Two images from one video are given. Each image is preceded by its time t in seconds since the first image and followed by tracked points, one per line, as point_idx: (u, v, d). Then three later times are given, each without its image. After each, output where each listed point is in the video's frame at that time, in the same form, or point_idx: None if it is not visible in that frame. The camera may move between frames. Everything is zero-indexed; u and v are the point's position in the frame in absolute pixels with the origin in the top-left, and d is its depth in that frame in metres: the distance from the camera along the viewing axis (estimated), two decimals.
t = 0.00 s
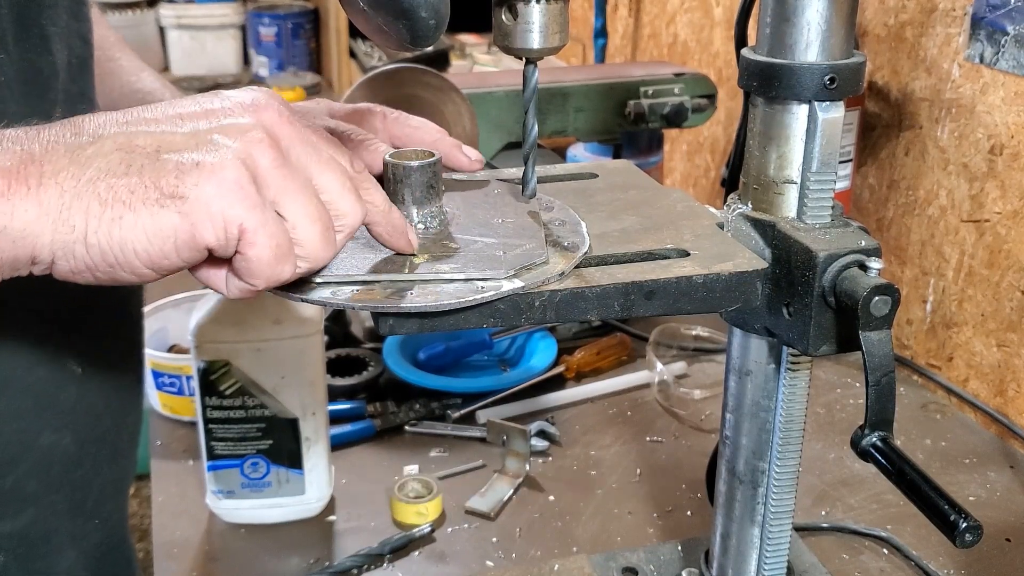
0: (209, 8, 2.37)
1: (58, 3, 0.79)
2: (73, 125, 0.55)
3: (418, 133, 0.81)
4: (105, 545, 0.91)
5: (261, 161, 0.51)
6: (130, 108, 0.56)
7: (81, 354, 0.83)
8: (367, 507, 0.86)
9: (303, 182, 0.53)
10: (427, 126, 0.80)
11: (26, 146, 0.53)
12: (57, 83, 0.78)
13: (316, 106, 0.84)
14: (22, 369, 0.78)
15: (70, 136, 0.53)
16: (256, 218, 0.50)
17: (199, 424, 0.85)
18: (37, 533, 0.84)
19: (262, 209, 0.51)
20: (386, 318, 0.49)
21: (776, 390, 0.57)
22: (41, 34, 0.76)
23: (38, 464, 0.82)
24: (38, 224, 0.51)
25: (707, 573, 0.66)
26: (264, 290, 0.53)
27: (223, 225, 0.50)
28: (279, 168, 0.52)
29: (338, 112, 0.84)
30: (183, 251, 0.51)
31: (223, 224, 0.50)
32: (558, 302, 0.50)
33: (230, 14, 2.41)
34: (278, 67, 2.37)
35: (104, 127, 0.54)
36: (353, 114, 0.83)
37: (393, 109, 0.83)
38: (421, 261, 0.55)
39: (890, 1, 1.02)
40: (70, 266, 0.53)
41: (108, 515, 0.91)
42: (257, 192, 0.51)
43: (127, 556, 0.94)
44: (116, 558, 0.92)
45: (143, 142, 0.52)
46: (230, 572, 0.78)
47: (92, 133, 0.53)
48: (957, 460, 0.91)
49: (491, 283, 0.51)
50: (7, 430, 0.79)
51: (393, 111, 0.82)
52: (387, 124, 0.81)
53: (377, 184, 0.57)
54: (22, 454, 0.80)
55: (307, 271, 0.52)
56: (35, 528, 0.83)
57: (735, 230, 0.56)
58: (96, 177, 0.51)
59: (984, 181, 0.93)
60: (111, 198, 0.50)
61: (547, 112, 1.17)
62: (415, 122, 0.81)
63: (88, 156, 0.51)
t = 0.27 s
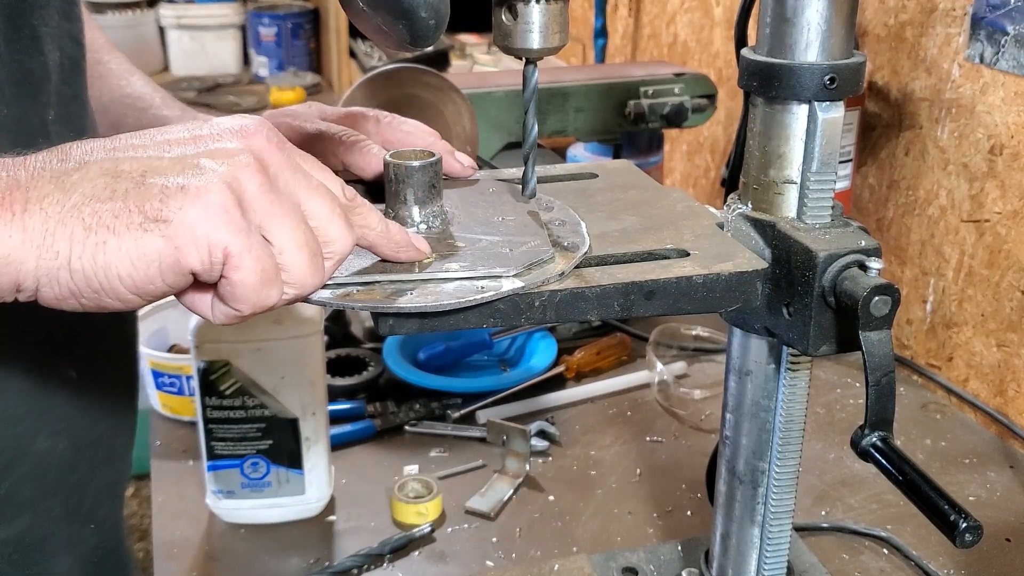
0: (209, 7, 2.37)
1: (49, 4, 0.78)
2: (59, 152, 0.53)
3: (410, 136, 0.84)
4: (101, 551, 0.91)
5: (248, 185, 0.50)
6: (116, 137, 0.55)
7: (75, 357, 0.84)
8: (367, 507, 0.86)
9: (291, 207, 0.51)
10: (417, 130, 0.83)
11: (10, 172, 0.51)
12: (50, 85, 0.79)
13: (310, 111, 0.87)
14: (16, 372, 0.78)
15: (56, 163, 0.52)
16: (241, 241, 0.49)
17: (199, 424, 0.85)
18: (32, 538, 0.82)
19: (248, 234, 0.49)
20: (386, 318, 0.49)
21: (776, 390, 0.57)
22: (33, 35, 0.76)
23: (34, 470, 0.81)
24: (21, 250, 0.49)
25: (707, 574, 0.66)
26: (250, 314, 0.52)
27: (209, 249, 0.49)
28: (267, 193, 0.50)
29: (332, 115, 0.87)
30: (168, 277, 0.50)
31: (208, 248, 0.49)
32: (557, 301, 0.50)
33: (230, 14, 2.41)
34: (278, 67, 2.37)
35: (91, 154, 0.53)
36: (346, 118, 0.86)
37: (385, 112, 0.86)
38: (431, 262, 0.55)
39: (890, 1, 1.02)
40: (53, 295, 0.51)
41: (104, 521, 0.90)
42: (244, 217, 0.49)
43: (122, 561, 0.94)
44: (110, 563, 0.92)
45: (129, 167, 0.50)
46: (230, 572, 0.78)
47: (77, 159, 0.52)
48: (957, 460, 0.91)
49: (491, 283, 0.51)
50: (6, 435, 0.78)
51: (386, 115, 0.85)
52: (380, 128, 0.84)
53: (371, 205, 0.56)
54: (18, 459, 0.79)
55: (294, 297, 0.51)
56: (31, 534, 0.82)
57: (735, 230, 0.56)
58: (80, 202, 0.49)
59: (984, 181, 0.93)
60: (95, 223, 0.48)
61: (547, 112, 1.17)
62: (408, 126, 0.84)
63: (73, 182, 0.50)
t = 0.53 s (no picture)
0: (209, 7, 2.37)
1: (43, 5, 0.79)
2: (56, 161, 0.53)
3: (412, 134, 0.84)
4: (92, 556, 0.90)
5: (245, 192, 0.50)
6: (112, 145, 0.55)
7: (69, 359, 0.84)
8: (367, 507, 0.86)
9: (288, 213, 0.51)
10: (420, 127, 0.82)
11: (7, 182, 0.51)
12: (40, 89, 0.78)
13: (312, 110, 0.87)
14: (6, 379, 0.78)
15: (52, 172, 0.52)
16: (239, 249, 0.49)
17: (199, 424, 0.85)
18: (23, 545, 0.82)
19: (245, 241, 0.49)
20: (385, 318, 0.49)
21: (776, 390, 0.57)
22: (23, 38, 0.76)
23: (25, 478, 0.81)
24: (19, 260, 0.49)
25: (707, 574, 0.66)
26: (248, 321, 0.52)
27: (207, 257, 0.49)
28: (264, 199, 0.50)
29: (333, 113, 0.88)
30: (167, 285, 0.50)
31: (206, 257, 0.49)
32: (557, 301, 0.50)
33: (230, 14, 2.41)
34: (278, 67, 2.37)
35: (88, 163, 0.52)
36: (349, 117, 0.86)
37: (388, 111, 0.85)
38: (430, 261, 0.55)
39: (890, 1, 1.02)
40: (52, 305, 0.51)
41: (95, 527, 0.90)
42: (241, 224, 0.49)
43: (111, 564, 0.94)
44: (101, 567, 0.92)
45: (126, 176, 0.50)
46: (230, 572, 0.78)
47: (74, 168, 0.52)
48: (957, 460, 0.91)
49: (491, 283, 0.51)
50: None
51: (388, 113, 0.85)
52: (382, 127, 0.84)
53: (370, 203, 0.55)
54: (9, 466, 0.79)
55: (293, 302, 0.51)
56: (21, 541, 0.82)
57: (735, 230, 0.56)
58: (78, 212, 0.49)
59: (984, 181, 0.93)
60: (92, 233, 0.48)
61: (547, 112, 1.17)
62: (410, 123, 0.83)
63: (69, 192, 0.50)
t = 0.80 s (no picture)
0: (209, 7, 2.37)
1: (14, 4, 0.79)
2: (54, 166, 0.53)
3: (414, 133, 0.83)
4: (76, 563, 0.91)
5: (247, 198, 0.50)
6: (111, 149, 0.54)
7: (55, 359, 0.84)
8: (367, 507, 0.86)
9: (289, 219, 0.51)
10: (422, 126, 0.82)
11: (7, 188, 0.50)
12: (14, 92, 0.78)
13: (314, 109, 0.87)
14: None
15: (52, 177, 0.51)
16: (242, 253, 0.49)
17: (199, 424, 0.85)
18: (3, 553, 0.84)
19: (248, 246, 0.49)
20: (385, 318, 0.49)
21: (776, 390, 0.57)
22: None
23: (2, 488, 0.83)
24: (23, 267, 0.49)
25: (707, 573, 0.66)
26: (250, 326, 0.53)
27: (210, 262, 0.49)
28: (265, 205, 0.50)
29: (334, 112, 0.88)
30: (170, 290, 0.50)
31: (209, 261, 0.49)
32: (558, 301, 0.50)
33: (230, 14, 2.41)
34: (278, 67, 2.37)
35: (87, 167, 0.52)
36: (350, 116, 0.86)
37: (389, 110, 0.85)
38: (430, 261, 0.55)
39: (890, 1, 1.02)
40: (53, 310, 0.51)
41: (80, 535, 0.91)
42: (244, 229, 0.49)
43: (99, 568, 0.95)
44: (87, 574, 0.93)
45: (128, 181, 0.50)
46: (230, 572, 0.78)
47: (74, 173, 0.51)
48: (957, 460, 0.91)
49: (491, 283, 0.51)
50: None
51: (389, 111, 0.85)
52: (383, 126, 0.84)
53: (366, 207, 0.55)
54: None
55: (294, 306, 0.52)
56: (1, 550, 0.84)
57: (735, 230, 0.56)
58: (81, 218, 0.49)
59: (984, 181, 0.93)
60: (95, 239, 0.48)
61: (547, 112, 1.17)
62: (411, 122, 0.83)
63: (71, 198, 0.49)
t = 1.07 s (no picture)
0: (209, 7, 2.37)
1: None
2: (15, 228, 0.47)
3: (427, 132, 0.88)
4: None
5: (225, 291, 0.46)
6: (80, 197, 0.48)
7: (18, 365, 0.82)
8: (367, 508, 0.86)
9: (279, 295, 0.47)
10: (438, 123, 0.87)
11: None
12: None
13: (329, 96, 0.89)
14: None
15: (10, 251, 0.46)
16: (222, 372, 0.47)
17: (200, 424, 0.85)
18: None
19: (228, 356, 0.47)
20: (385, 318, 0.49)
21: (776, 390, 0.57)
22: None
23: None
24: None
25: (707, 574, 0.66)
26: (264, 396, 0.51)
27: (191, 386, 0.47)
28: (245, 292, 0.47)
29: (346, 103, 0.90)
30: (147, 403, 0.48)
31: (190, 385, 0.47)
32: (558, 301, 0.50)
33: (229, 14, 2.41)
34: (278, 67, 2.37)
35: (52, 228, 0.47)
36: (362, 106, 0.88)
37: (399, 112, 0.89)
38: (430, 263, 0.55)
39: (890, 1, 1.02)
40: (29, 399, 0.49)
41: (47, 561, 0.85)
42: (222, 337, 0.46)
43: None
44: None
45: (92, 273, 0.45)
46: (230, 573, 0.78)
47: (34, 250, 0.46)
48: (957, 460, 0.91)
49: (491, 283, 0.51)
50: None
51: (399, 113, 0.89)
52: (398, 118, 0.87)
53: (377, 207, 0.51)
54: None
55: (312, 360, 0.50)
56: None
57: (735, 230, 0.57)
58: (47, 328, 0.45)
59: (984, 181, 0.93)
60: (62, 360, 0.46)
61: (547, 112, 1.17)
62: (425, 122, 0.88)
63: (33, 296, 0.45)
